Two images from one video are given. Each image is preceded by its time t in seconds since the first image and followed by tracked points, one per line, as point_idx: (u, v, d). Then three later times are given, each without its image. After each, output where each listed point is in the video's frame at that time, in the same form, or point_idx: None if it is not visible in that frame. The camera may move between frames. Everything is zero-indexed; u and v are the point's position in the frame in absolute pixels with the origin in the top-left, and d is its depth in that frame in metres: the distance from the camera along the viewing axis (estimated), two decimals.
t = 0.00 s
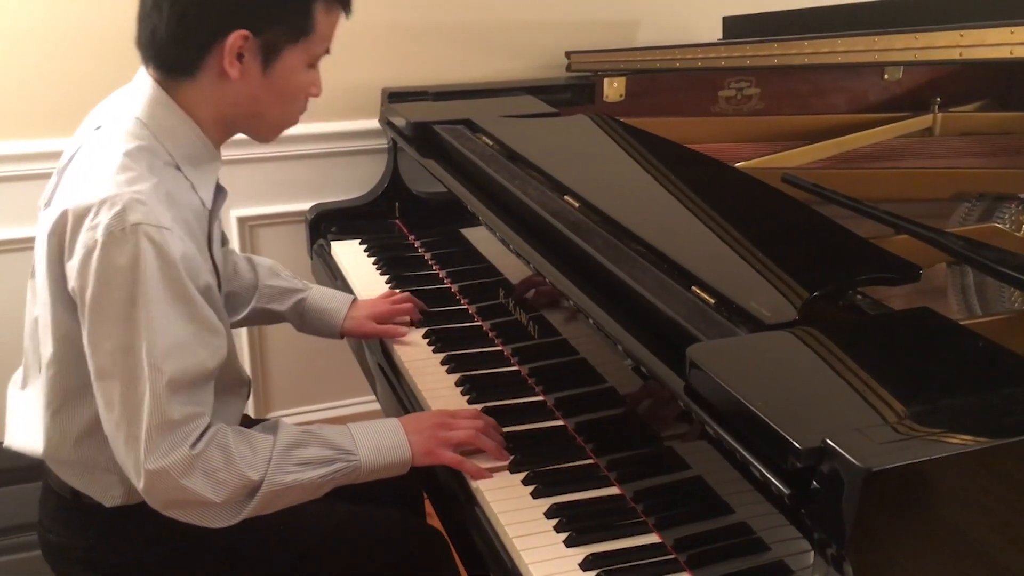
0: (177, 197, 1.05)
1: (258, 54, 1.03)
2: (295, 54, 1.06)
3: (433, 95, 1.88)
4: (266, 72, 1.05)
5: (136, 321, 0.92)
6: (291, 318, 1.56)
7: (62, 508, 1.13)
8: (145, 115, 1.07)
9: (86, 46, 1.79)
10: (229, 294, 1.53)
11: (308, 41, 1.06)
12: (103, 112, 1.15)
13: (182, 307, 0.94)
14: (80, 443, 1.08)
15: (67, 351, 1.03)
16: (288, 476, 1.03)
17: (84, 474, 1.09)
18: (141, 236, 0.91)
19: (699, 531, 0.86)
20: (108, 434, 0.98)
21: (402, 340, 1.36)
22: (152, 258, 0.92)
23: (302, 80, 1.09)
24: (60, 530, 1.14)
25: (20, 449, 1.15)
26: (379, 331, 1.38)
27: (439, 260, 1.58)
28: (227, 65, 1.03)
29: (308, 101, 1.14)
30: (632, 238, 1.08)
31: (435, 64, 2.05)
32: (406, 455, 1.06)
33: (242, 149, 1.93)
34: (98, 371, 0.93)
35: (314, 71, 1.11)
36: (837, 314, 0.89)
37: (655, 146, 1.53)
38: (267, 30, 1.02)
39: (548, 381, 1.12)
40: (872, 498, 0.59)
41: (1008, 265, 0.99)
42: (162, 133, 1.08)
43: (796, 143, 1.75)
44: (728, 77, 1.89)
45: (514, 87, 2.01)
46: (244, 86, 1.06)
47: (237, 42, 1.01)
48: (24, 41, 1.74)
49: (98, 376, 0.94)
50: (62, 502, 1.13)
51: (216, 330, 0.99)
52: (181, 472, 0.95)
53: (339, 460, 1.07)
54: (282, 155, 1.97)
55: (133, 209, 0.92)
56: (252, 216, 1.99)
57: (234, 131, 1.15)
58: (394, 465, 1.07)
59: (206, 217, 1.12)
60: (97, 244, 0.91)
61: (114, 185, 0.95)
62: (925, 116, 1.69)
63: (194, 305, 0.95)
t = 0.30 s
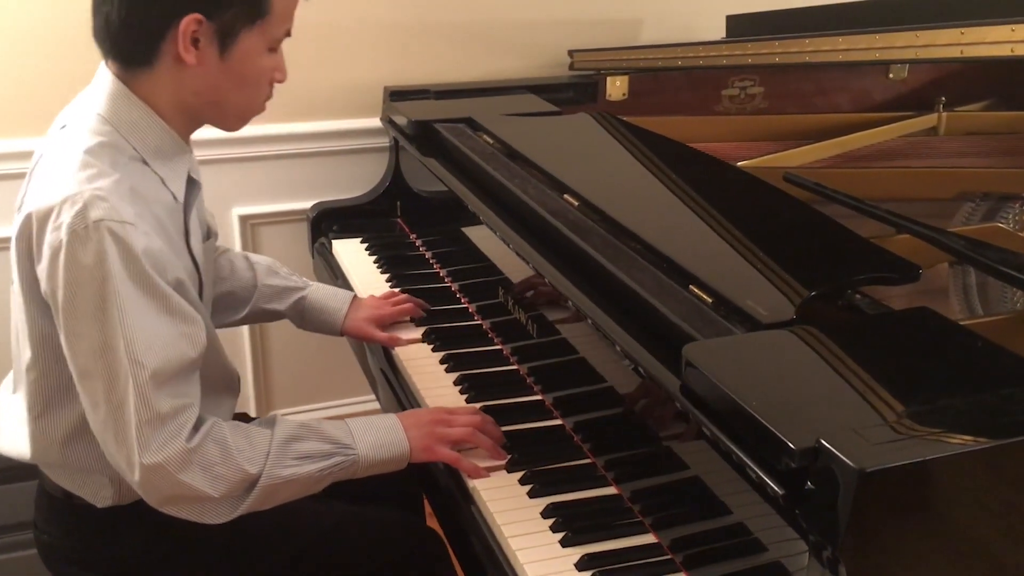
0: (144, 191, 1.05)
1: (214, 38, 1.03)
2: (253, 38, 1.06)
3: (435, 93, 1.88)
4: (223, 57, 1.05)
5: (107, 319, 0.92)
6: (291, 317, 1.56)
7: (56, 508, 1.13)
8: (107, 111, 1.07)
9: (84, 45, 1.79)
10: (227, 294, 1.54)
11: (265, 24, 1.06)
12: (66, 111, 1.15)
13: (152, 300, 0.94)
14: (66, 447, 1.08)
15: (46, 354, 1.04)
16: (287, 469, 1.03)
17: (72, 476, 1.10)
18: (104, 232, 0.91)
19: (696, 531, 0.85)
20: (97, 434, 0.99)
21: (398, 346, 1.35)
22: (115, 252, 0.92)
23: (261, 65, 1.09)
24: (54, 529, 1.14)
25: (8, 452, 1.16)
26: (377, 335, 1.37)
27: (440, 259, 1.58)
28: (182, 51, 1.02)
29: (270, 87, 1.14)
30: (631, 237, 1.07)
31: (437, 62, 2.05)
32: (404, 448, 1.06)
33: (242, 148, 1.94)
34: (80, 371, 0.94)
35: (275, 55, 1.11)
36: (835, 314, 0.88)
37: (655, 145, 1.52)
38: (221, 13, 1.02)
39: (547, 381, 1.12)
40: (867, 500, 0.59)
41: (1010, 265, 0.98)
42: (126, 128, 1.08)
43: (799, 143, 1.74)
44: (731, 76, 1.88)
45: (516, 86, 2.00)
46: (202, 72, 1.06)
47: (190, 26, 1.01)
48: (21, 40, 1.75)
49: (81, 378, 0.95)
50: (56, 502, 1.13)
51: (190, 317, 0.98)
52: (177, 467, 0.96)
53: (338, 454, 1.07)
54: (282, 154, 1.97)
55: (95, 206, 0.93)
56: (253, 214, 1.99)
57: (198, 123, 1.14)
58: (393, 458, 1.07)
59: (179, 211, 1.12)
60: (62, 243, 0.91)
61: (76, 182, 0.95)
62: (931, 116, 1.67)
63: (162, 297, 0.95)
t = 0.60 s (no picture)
0: (125, 191, 1.05)
1: (197, 37, 1.03)
2: (237, 39, 1.06)
3: (435, 93, 1.87)
4: (206, 56, 1.05)
5: (87, 318, 0.92)
6: (281, 323, 1.57)
7: (49, 508, 1.13)
8: (86, 111, 1.07)
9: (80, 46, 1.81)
10: (216, 301, 1.53)
11: (249, 25, 1.06)
12: (46, 112, 1.15)
13: (133, 299, 0.94)
14: (52, 450, 1.08)
15: (30, 357, 1.04)
16: (278, 469, 1.03)
17: (64, 477, 1.10)
18: (81, 232, 0.92)
19: (690, 535, 0.85)
20: (84, 436, 0.98)
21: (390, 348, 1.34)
22: (93, 251, 0.92)
23: (245, 66, 1.09)
24: (47, 530, 1.14)
25: None
26: (369, 338, 1.37)
27: (439, 259, 1.58)
28: (164, 50, 1.03)
29: (252, 90, 1.14)
30: (626, 238, 1.07)
31: (438, 61, 2.04)
32: (398, 450, 1.07)
33: (241, 147, 1.94)
34: (64, 373, 0.94)
35: (258, 57, 1.11)
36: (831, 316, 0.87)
37: (654, 144, 1.51)
38: (205, 13, 1.02)
39: (543, 382, 1.11)
40: (857, 504, 0.58)
41: (1010, 266, 0.97)
42: (105, 127, 1.08)
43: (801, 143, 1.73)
44: (733, 75, 1.86)
45: (517, 85, 2.00)
46: (184, 72, 1.06)
47: (173, 25, 1.01)
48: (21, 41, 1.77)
49: (65, 380, 0.95)
50: (50, 502, 1.13)
51: (172, 313, 0.98)
52: (168, 467, 0.95)
53: (329, 454, 1.08)
54: (281, 153, 1.97)
55: (72, 206, 0.93)
56: (252, 214, 1.99)
57: (178, 123, 1.15)
58: (387, 460, 1.08)
59: (161, 212, 1.12)
60: (40, 245, 0.92)
61: (55, 182, 0.96)
62: (934, 116, 1.66)
63: (143, 295, 0.95)
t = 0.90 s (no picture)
0: (128, 189, 1.05)
1: (215, 47, 1.04)
2: (254, 54, 1.07)
3: (434, 92, 1.87)
4: (222, 67, 1.06)
5: (91, 314, 0.91)
6: (280, 324, 1.56)
7: (45, 507, 1.13)
8: (93, 109, 1.07)
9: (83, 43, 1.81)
10: (214, 303, 1.53)
11: (267, 41, 1.07)
12: (52, 109, 1.16)
13: (137, 296, 0.94)
14: (48, 446, 1.08)
15: (29, 352, 1.04)
16: (277, 460, 1.03)
17: (58, 475, 1.10)
18: (87, 227, 0.92)
19: (686, 536, 0.84)
20: (83, 431, 0.98)
21: (394, 344, 1.35)
22: (99, 247, 0.92)
23: (258, 81, 1.09)
24: (44, 529, 1.14)
25: None
26: (372, 333, 1.37)
27: (438, 259, 1.57)
28: (182, 56, 1.03)
29: (259, 106, 1.14)
30: (622, 238, 1.07)
31: (438, 61, 2.04)
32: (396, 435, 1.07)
33: (240, 147, 1.94)
34: (65, 368, 0.94)
35: (271, 74, 1.12)
36: (827, 317, 0.87)
37: (653, 143, 1.51)
38: (226, 24, 1.03)
39: (540, 382, 1.11)
40: (849, 507, 0.58)
41: (1010, 267, 0.97)
42: (110, 124, 1.08)
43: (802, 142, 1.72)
44: (734, 75, 1.85)
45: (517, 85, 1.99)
46: (198, 80, 1.06)
47: (194, 33, 1.01)
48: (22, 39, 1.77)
49: (66, 375, 0.94)
50: (46, 501, 1.13)
51: (173, 311, 0.98)
52: (168, 461, 0.95)
53: (328, 442, 1.07)
54: (281, 152, 1.97)
55: (78, 201, 0.93)
56: (251, 213, 1.99)
57: (184, 129, 1.15)
58: (386, 445, 1.07)
59: (161, 213, 1.12)
60: (45, 239, 0.92)
61: (61, 178, 0.96)
62: (937, 115, 1.65)
63: (146, 292, 0.95)
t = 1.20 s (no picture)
0: (147, 190, 1.05)
1: (250, 60, 1.05)
2: (286, 69, 1.08)
3: (436, 93, 1.87)
4: (255, 79, 1.07)
5: (107, 312, 0.92)
6: (274, 341, 1.57)
7: (45, 506, 1.14)
8: (119, 110, 1.09)
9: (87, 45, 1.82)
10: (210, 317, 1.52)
11: (300, 59, 1.09)
12: (76, 109, 1.16)
13: (152, 297, 0.95)
14: (55, 440, 1.08)
15: (41, 348, 1.04)
16: (275, 460, 1.03)
17: (61, 473, 1.10)
18: (109, 225, 0.92)
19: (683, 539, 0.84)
20: (87, 428, 0.98)
21: (386, 349, 1.35)
22: (121, 246, 0.92)
23: (286, 97, 1.11)
24: (44, 527, 1.14)
25: None
26: (364, 343, 1.37)
27: (438, 260, 1.57)
28: (217, 64, 1.04)
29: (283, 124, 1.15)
30: (620, 240, 1.06)
31: (441, 62, 2.04)
32: (393, 437, 1.07)
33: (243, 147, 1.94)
34: (74, 363, 0.93)
35: (298, 92, 1.13)
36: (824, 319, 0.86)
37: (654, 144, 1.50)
38: (264, 37, 1.04)
39: (539, 385, 1.10)
40: (841, 512, 0.57)
41: (1011, 269, 0.96)
42: (136, 127, 1.09)
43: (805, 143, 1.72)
44: (738, 75, 1.84)
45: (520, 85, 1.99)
46: (229, 89, 1.07)
47: (233, 43, 1.02)
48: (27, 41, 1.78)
49: (75, 370, 0.94)
50: (46, 501, 1.14)
51: (184, 313, 0.99)
52: (167, 461, 0.95)
53: (326, 444, 1.08)
54: (283, 153, 1.97)
55: (101, 199, 0.93)
56: (253, 214, 1.99)
57: (206, 138, 1.15)
58: (382, 446, 1.08)
59: (177, 216, 1.12)
60: (66, 235, 0.92)
61: (84, 176, 0.96)
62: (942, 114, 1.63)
63: (163, 293, 0.96)
